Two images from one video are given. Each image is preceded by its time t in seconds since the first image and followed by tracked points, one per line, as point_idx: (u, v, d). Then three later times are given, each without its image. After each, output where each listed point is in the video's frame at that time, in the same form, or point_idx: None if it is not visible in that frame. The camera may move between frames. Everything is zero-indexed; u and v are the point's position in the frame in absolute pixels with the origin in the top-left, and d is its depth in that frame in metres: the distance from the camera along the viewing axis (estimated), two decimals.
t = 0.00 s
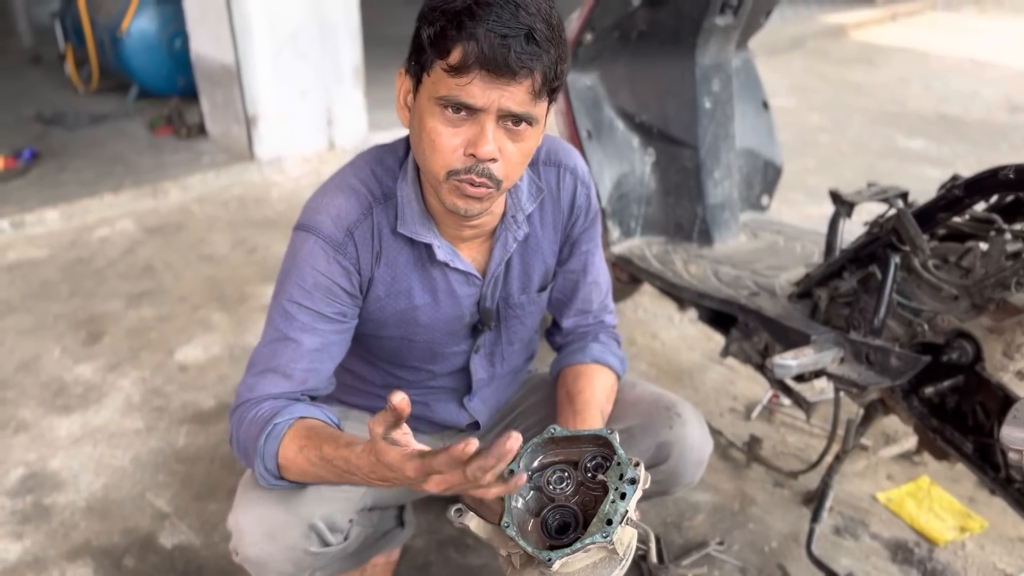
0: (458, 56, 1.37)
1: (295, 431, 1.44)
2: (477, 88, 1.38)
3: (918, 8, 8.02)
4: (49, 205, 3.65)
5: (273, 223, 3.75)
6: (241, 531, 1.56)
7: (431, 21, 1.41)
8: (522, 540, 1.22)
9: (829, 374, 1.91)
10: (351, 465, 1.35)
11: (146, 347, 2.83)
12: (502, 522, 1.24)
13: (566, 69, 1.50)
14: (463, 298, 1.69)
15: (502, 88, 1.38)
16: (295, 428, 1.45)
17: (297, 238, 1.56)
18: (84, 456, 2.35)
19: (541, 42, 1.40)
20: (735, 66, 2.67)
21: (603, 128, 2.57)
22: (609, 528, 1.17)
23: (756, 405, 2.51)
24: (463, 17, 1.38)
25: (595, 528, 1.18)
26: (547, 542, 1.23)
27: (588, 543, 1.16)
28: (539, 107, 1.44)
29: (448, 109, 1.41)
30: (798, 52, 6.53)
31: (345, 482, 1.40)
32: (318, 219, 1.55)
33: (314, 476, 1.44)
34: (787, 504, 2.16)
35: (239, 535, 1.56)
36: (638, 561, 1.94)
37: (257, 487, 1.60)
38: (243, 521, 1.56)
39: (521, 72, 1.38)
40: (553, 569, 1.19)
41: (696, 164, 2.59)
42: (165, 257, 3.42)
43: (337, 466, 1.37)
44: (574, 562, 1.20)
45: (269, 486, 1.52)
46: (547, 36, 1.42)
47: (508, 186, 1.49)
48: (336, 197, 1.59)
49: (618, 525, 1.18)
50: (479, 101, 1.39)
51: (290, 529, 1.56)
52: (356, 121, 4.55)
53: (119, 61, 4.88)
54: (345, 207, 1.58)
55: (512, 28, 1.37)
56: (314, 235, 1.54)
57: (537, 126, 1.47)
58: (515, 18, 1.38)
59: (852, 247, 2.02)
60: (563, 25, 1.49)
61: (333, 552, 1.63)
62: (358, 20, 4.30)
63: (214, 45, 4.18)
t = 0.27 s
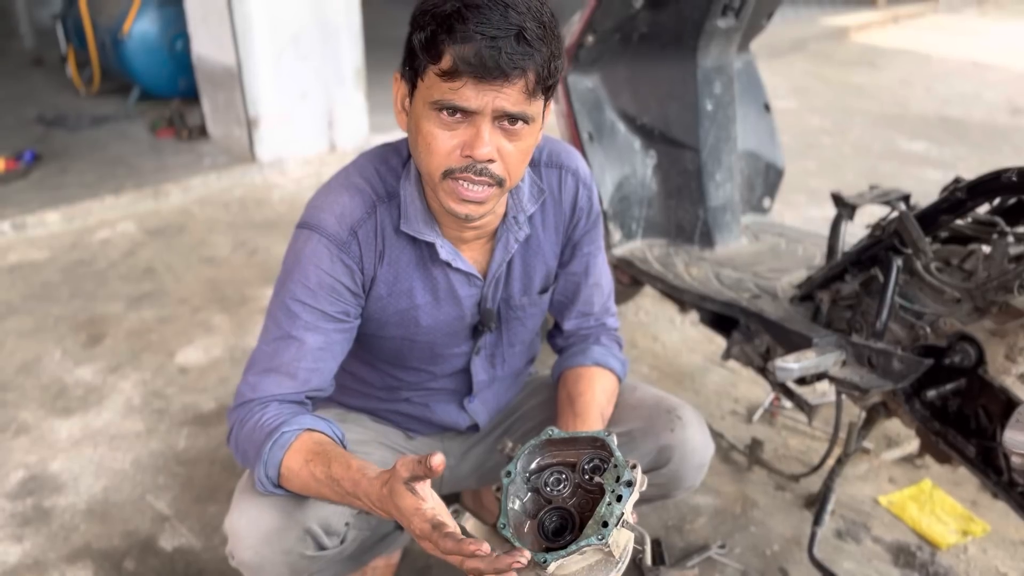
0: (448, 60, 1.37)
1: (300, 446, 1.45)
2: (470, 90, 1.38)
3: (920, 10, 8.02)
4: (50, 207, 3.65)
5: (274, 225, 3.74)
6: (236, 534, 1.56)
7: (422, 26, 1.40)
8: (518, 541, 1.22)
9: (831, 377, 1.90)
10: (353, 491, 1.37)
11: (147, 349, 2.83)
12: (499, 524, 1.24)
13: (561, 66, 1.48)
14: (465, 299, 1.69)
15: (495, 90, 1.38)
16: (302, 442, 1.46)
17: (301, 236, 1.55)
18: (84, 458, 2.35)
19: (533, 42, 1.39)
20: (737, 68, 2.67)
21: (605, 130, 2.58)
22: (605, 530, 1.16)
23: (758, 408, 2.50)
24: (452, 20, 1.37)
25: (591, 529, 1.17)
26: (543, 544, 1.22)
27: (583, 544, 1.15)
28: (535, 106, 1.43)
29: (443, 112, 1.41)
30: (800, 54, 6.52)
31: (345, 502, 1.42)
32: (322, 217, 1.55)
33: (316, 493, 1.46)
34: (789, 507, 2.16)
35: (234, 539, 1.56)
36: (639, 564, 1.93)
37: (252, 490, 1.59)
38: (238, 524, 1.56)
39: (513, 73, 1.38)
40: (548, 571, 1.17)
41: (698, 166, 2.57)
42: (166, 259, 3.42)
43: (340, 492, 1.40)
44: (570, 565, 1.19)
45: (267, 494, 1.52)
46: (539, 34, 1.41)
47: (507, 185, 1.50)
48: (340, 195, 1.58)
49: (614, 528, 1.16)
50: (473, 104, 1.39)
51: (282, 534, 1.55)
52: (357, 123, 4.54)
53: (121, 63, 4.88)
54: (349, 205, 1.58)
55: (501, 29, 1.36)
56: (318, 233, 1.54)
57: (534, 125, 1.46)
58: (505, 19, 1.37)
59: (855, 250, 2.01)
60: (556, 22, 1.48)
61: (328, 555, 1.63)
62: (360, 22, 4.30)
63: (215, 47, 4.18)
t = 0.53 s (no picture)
0: (445, 58, 1.37)
1: (302, 450, 1.44)
2: (467, 87, 1.38)
3: (920, 13, 8.02)
4: (51, 209, 3.65)
5: (275, 227, 3.74)
6: (238, 536, 1.56)
7: (419, 26, 1.41)
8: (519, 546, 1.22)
9: (832, 380, 1.90)
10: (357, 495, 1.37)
11: (147, 351, 2.83)
12: (499, 528, 1.25)
13: (558, 63, 1.49)
14: (466, 300, 1.69)
15: (491, 86, 1.38)
16: (304, 444, 1.45)
17: (301, 239, 1.55)
18: (84, 461, 2.35)
19: (529, 38, 1.39)
20: (737, 72, 2.67)
21: (606, 133, 2.58)
22: (605, 534, 1.15)
23: (759, 411, 2.50)
24: (448, 19, 1.37)
25: (591, 533, 1.17)
26: (545, 548, 1.22)
27: (584, 548, 1.15)
28: (532, 102, 1.43)
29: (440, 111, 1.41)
30: (800, 57, 6.53)
31: (348, 505, 1.41)
32: (323, 219, 1.55)
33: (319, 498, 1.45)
34: (790, 510, 2.15)
35: (236, 541, 1.56)
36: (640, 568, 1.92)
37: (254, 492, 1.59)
38: (240, 527, 1.56)
39: (509, 69, 1.38)
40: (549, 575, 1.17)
41: (699, 169, 2.57)
42: (166, 262, 3.42)
43: (343, 495, 1.40)
44: (571, 569, 1.18)
45: (270, 497, 1.51)
46: (535, 31, 1.41)
47: (506, 183, 1.49)
48: (340, 197, 1.58)
49: (614, 531, 1.16)
50: (470, 101, 1.39)
51: (284, 536, 1.55)
52: (358, 125, 4.54)
53: (122, 65, 4.89)
54: (349, 207, 1.58)
55: (496, 26, 1.37)
56: (319, 236, 1.54)
57: (532, 122, 1.46)
58: (500, 16, 1.38)
59: (856, 253, 2.01)
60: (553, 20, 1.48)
61: (330, 558, 1.63)
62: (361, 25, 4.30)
63: (216, 49, 4.19)
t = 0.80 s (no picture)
0: (454, 63, 1.37)
1: (302, 450, 1.44)
2: (475, 94, 1.38)
3: (921, 16, 8.03)
4: (52, 212, 3.65)
5: (276, 230, 3.74)
6: (241, 539, 1.56)
7: (431, 28, 1.41)
8: (523, 544, 1.21)
9: (834, 384, 1.90)
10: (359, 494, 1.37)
11: (148, 354, 2.83)
12: (503, 526, 1.24)
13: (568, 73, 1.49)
14: (467, 304, 1.69)
15: (500, 94, 1.38)
16: (304, 445, 1.45)
17: (302, 242, 1.56)
18: (86, 464, 2.35)
19: (539, 48, 1.40)
20: (738, 75, 2.67)
21: (607, 135, 2.58)
22: (611, 531, 1.16)
23: (760, 414, 2.50)
24: (460, 24, 1.37)
25: (597, 531, 1.17)
26: (549, 546, 1.22)
27: (589, 546, 1.16)
28: (539, 112, 1.43)
29: (447, 116, 1.41)
30: (801, 60, 6.53)
31: (349, 504, 1.42)
32: (323, 223, 1.55)
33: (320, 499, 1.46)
34: (792, 513, 2.15)
35: (239, 545, 1.56)
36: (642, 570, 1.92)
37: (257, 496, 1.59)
38: (243, 530, 1.56)
39: (518, 79, 1.38)
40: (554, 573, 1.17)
41: (700, 173, 2.57)
42: (167, 264, 3.42)
43: (343, 493, 1.40)
44: (576, 567, 1.19)
45: (271, 498, 1.51)
46: (546, 41, 1.41)
47: (510, 191, 1.49)
48: (340, 201, 1.58)
49: (620, 529, 1.17)
50: (477, 108, 1.39)
51: (286, 540, 1.55)
52: (358, 128, 4.54)
53: (122, 67, 4.89)
54: (350, 211, 1.58)
55: (508, 34, 1.37)
56: (319, 240, 1.54)
57: (538, 131, 1.46)
58: (513, 24, 1.38)
59: (857, 256, 2.00)
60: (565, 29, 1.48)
61: (333, 562, 1.63)
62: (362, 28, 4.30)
63: (216, 52, 4.19)
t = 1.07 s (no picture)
0: (455, 60, 1.38)
1: (307, 449, 1.45)
2: (476, 90, 1.38)
3: (919, 18, 8.04)
4: (51, 213, 3.66)
5: (275, 231, 3.75)
6: (242, 538, 1.56)
7: (429, 27, 1.42)
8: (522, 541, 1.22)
9: (833, 384, 1.90)
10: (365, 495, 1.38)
11: (148, 355, 2.83)
12: (502, 523, 1.25)
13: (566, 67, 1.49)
14: (469, 303, 1.69)
15: (500, 89, 1.39)
16: (309, 444, 1.45)
17: (305, 242, 1.56)
18: (86, 464, 2.35)
19: (538, 41, 1.40)
20: (737, 76, 2.68)
21: (607, 137, 2.59)
22: (609, 528, 1.17)
23: (759, 414, 2.51)
24: (458, 20, 1.38)
25: (595, 528, 1.18)
26: (547, 543, 1.22)
27: (587, 543, 1.16)
28: (540, 106, 1.44)
29: (449, 114, 1.42)
30: (799, 61, 6.55)
31: (354, 504, 1.42)
32: (326, 223, 1.56)
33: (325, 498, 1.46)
34: (791, 513, 2.16)
35: (240, 543, 1.56)
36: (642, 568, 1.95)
37: (259, 495, 1.59)
38: (244, 529, 1.56)
39: (518, 72, 1.39)
40: (553, 570, 1.18)
41: (699, 174, 2.57)
42: (167, 265, 3.42)
43: (350, 494, 1.40)
44: (574, 564, 1.19)
45: (273, 497, 1.52)
46: (544, 34, 1.42)
47: (513, 186, 1.50)
48: (343, 202, 1.59)
49: (618, 526, 1.17)
50: (479, 104, 1.39)
51: (288, 539, 1.55)
52: (358, 129, 4.54)
53: (122, 69, 4.89)
54: (353, 211, 1.58)
55: (507, 28, 1.38)
56: (323, 240, 1.54)
57: (539, 126, 1.47)
58: (511, 18, 1.39)
59: (856, 257, 2.00)
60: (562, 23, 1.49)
61: (333, 561, 1.63)
62: (361, 29, 4.31)
63: (216, 53, 4.20)
